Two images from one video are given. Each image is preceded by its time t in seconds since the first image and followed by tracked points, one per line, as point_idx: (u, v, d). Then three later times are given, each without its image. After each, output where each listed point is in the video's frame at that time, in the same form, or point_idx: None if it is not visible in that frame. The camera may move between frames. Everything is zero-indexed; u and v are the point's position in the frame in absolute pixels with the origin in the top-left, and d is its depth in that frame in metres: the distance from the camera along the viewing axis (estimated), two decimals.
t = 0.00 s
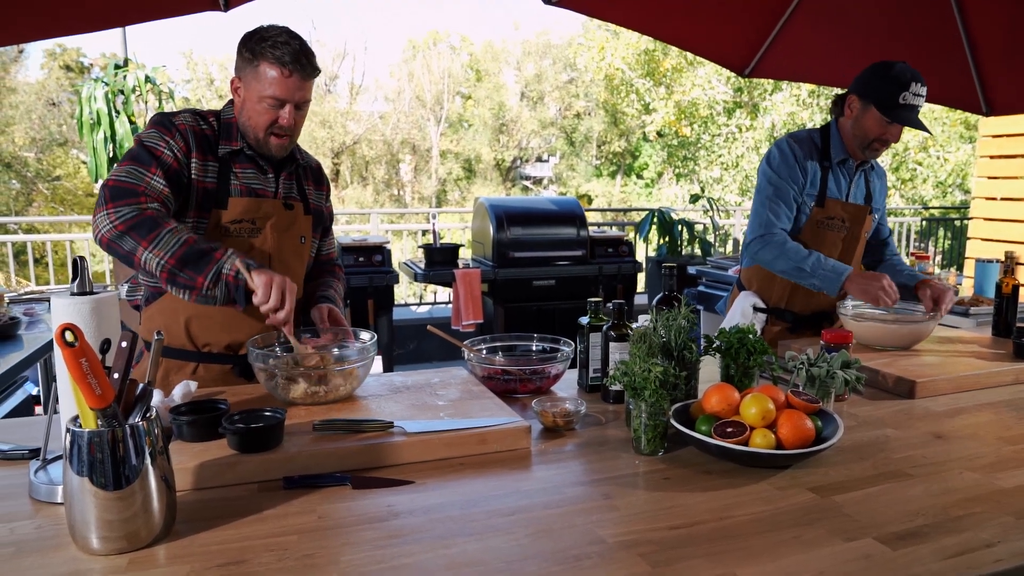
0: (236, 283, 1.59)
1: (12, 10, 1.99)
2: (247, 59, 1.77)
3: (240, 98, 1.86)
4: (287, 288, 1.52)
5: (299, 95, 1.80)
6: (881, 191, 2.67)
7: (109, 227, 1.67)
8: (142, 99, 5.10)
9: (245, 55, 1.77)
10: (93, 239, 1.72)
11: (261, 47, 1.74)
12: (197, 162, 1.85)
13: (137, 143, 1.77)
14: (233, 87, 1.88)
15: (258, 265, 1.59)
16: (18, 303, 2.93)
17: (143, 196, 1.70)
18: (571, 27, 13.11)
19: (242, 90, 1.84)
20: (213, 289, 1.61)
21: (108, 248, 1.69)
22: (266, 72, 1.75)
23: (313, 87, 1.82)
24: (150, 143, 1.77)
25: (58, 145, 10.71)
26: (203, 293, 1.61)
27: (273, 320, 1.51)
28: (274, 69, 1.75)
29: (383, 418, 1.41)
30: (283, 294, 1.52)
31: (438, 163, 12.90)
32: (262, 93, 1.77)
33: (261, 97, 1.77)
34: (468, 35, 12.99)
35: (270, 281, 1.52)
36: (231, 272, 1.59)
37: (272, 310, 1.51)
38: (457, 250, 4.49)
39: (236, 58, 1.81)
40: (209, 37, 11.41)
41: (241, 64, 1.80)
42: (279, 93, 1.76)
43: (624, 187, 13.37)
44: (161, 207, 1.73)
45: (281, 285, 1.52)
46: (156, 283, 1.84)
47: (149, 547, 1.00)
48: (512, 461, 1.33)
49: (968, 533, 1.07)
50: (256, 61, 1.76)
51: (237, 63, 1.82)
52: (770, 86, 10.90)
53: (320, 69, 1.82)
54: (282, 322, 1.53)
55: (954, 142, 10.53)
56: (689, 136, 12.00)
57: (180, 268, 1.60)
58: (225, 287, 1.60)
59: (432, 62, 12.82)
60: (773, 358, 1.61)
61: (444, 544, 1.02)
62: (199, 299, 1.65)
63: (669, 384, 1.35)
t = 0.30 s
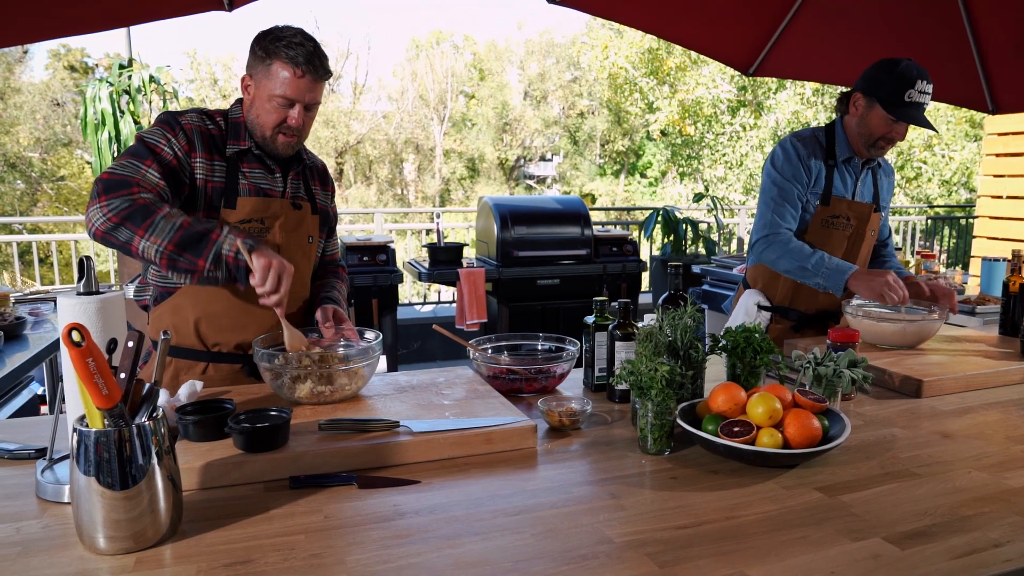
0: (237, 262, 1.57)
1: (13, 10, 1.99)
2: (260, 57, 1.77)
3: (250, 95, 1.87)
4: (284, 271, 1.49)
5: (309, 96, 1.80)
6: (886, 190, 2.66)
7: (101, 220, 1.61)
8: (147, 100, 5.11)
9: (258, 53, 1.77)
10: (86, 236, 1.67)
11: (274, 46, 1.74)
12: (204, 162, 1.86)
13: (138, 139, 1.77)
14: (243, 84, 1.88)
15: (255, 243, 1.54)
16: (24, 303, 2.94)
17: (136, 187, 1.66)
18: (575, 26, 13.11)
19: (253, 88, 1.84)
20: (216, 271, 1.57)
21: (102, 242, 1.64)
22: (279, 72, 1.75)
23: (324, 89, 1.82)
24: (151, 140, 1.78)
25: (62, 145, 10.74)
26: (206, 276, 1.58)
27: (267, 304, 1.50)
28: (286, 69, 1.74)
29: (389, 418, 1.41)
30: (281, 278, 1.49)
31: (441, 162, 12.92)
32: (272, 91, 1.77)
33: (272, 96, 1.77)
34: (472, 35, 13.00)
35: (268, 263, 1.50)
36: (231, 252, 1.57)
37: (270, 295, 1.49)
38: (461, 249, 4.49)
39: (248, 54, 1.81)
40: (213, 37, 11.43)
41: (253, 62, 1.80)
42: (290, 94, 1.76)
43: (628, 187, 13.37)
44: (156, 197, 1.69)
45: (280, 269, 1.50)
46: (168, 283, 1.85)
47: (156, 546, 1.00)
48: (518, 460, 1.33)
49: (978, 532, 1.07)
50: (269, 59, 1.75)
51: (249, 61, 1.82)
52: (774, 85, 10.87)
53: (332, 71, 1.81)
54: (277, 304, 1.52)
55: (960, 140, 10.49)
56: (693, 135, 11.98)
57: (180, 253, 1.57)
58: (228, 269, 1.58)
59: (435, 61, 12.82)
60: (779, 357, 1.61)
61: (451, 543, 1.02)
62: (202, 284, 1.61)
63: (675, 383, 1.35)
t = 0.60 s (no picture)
0: (247, 271, 1.53)
1: (12, 10, 1.99)
2: (266, 60, 1.77)
3: (254, 98, 1.86)
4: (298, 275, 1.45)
5: (314, 100, 1.80)
6: (887, 190, 2.66)
7: (117, 232, 1.65)
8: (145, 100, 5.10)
9: (265, 56, 1.76)
10: (104, 248, 1.71)
11: (281, 50, 1.73)
12: (208, 165, 1.85)
13: (144, 146, 1.76)
14: (248, 86, 1.87)
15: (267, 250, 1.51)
16: (22, 304, 2.94)
17: (150, 200, 1.69)
18: (574, 27, 13.12)
19: (257, 90, 1.84)
20: (225, 281, 1.55)
21: (119, 254, 1.67)
22: (284, 75, 1.74)
23: (329, 94, 1.81)
24: (158, 147, 1.76)
25: (61, 146, 10.73)
26: (216, 287, 1.56)
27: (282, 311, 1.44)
28: (292, 73, 1.74)
29: (388, 419, 1.40)
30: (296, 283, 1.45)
31: (440, 164, 12.93)
32: (278, 95, 1.76)
33: (277, 99, 1.77)
34: (471, 36, 13.00)
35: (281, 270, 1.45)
36: (242, 262, 1.54)
37: (283, 300, 1.44)
38: (460, 250, 4.49)
39: (254, 57, 1.80)
40: (211, 38, 11.42)
41: (260, 64, 1.79)
42: (296, 97, 1.76)
43: (627, 188, 13.37)
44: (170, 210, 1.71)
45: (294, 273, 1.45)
46: (166, 285, 1.84)
47: (153, 549, 1.00)
48: (518, 462, 1.33)
49: (977, 535, 1.06)
50: (275, 62, 1.75)
51: (255, 62, 1.81)
52: (773, 86, 10.88)
53: (338, 75, 1.81)
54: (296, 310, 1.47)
55: (958, 141, 10.52)
56: (692, 136, 11.99)
57: (189, 263, 1.57)
58: (237, 279, 1.55)
59: (435, 62, 12.82)
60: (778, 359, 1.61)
61: (450, 546, 1.01)
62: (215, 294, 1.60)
63: (675, 385, 1.34)
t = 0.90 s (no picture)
0: (250, 275, 1.57)
1: (12, 10, 1.98)
2: (267, 60, 1.76)
3: (255, 97, 1.85)
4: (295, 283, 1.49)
5: (316, 100, 1.79)
6: (886, 187, 2.66)
7: (117, 223, 1.64)
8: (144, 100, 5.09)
9: (267, 55, 1.75)
10: (100, 237, 1.69)
11: (283, 49, 1.73)
12: (209, 163, 1.85)
13: (147, 140, 1.75)
14: (249, 85, 1.87)
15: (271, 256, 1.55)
16: (20, 304, 2.93)
17: (153, 193, 1.68)
18: (573, 25, 13.10)
19: (258, 89, 1.83)
20: (226, 282, 1.58)
21: (117, 246, 1.65)
22: (286, 75, 1.73)
23: (331, 94, 1.81)
24: (161, 142, 1.75)
25: (60, 145, 10.72)
26: (216, 287, 1.59)
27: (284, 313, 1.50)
28: (294, 73, 1.73)
29: (387, 418, 1.40)
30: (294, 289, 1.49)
31: (440, 162, 12.92)
32: (280, 95, 1.76)
33: (278, 99, 1.77)
34: (470, 34, 12.98)
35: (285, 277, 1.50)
36: (244, 266, 1.57)
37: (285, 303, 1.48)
38: (460, 249, 4.49)
39: (255, 56, 1.80)
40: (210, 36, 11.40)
41: (261, 64, 1.78)
42: (298, 97, 1.75)
43: (626, 185, 13.36)
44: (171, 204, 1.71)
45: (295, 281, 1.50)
46: (164, 284, 1.84)
47: (152, 548, 1.00)
48: (517, 460, 1.33)
49: (977, 531, 1.06)
50: (277, 62, 1.74)
51: (257, 62, 1.80)
52: (773, 83, 10.86)
53: (340, 76, 1.80)
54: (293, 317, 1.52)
55: (957, 138, 10.51)
56: (691, 133, 11.98)
57: (192, 263, 1.58)
58: (239, 281, 1.58)
59: (433, 60, 12.80)
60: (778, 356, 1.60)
61: (449, 544, 1.01)
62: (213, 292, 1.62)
63: (674, 382, 1.34)
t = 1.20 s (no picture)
0: (258, 269, 1.37)
1: (12, 10, 1.98)
2: (267, 61, 1.75)
3: (254, 97, 1.85)
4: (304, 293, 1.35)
5: (315, 103, 1.79)
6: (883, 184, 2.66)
7: (131, 203, 1.56)
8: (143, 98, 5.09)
9: (266, 56, 1.75)
10: (114, 222, 1.62)
11: (282, 51, 1.72)
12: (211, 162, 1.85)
13: (156, 132, 1.74)
14: (248, 85, 1.86)
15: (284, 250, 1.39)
16: (20, 303, 2.93)
17: (168, 178, 1.63)
18: (573, 24, 13.09)
19: (258, 90, 1.83)
20: (233, 273, 1.40)
21: (129, 229, 1.57)
22: (285, 76, 1.73)
23: (330, 96, 1.80)
24: (170, 133, 1.74)
25: (60, 144, 10.71)
26: (223, 276, 1.42)
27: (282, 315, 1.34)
28: (293, 75, 1.72)
29: (386, 417, 1.40)
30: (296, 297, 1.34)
31: (440, 161, 12.92)
32: (279, 97, 1.75)
33: (278, 101, 1.76)
34: (469, 33, 12.96)
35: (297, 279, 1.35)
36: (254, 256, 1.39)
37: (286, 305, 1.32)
38: (460, 248, 4.48)
39: (254, 56, 1.79)
40: (209, 35, 11.38)
41: (260, 65, 1.77)
42: (297, 100, 1.75)
43: (626, 184, 13.37)
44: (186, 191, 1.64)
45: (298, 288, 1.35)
46: (162, 280, 1.86)
47: (150, 547, 1.00)
48: (516, 459, 1.33)
49: (976, 529, 1.06)
50: (276, 63, 1.73)
51: (256, 62, 1.79)
52: (772, 82, 10.87)
53: (339, 77, 1.80)
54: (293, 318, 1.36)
55: (957, 136, 10.44)
56: (691, 132, 11.97)
57: (200, 247, 1.45)
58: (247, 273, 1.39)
59: (433, 59, 12.80)
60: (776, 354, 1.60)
61: (448, 543, 1.01)
62: (223, 282, 1.48)
63: (673, 381, 1.34)
